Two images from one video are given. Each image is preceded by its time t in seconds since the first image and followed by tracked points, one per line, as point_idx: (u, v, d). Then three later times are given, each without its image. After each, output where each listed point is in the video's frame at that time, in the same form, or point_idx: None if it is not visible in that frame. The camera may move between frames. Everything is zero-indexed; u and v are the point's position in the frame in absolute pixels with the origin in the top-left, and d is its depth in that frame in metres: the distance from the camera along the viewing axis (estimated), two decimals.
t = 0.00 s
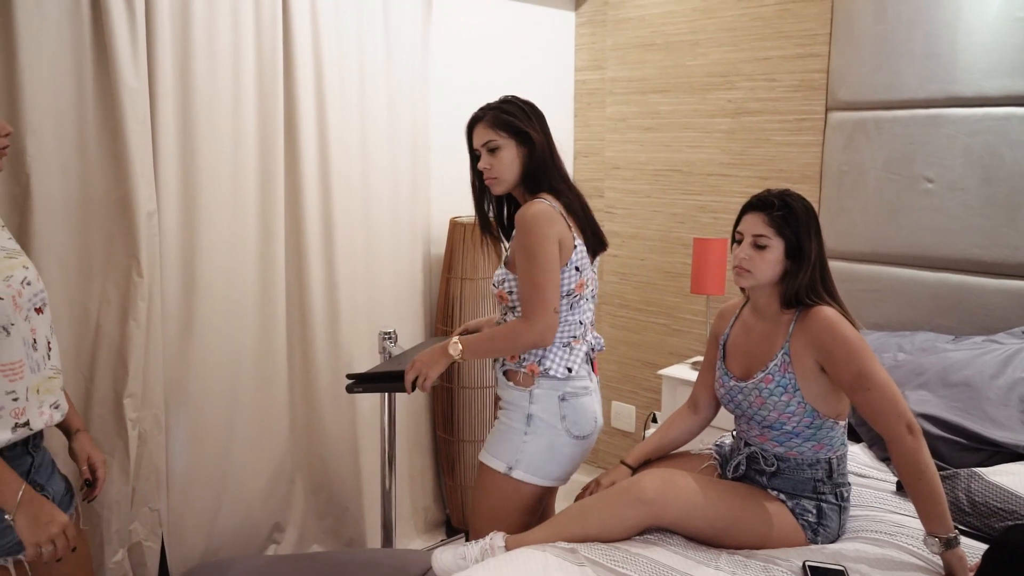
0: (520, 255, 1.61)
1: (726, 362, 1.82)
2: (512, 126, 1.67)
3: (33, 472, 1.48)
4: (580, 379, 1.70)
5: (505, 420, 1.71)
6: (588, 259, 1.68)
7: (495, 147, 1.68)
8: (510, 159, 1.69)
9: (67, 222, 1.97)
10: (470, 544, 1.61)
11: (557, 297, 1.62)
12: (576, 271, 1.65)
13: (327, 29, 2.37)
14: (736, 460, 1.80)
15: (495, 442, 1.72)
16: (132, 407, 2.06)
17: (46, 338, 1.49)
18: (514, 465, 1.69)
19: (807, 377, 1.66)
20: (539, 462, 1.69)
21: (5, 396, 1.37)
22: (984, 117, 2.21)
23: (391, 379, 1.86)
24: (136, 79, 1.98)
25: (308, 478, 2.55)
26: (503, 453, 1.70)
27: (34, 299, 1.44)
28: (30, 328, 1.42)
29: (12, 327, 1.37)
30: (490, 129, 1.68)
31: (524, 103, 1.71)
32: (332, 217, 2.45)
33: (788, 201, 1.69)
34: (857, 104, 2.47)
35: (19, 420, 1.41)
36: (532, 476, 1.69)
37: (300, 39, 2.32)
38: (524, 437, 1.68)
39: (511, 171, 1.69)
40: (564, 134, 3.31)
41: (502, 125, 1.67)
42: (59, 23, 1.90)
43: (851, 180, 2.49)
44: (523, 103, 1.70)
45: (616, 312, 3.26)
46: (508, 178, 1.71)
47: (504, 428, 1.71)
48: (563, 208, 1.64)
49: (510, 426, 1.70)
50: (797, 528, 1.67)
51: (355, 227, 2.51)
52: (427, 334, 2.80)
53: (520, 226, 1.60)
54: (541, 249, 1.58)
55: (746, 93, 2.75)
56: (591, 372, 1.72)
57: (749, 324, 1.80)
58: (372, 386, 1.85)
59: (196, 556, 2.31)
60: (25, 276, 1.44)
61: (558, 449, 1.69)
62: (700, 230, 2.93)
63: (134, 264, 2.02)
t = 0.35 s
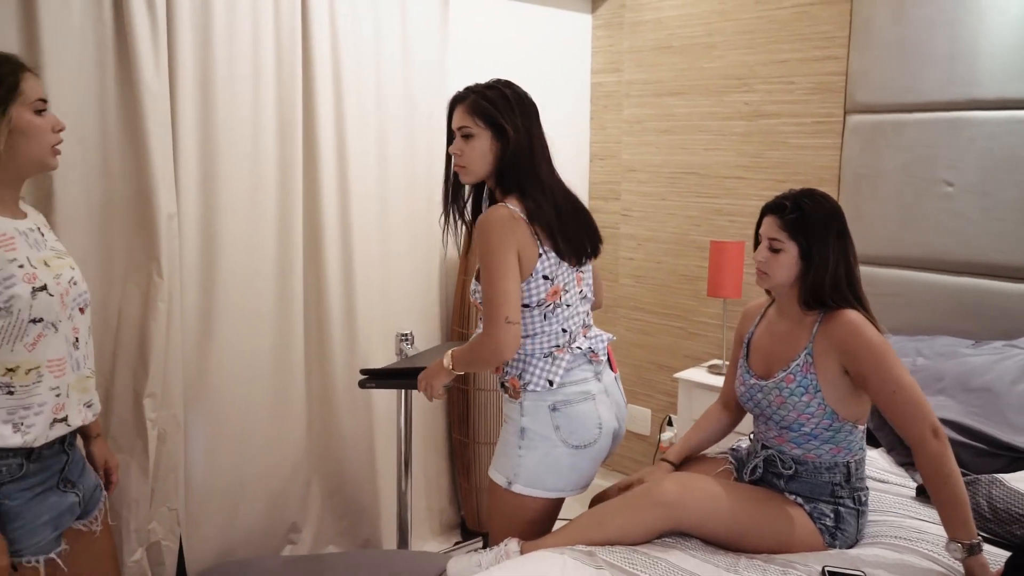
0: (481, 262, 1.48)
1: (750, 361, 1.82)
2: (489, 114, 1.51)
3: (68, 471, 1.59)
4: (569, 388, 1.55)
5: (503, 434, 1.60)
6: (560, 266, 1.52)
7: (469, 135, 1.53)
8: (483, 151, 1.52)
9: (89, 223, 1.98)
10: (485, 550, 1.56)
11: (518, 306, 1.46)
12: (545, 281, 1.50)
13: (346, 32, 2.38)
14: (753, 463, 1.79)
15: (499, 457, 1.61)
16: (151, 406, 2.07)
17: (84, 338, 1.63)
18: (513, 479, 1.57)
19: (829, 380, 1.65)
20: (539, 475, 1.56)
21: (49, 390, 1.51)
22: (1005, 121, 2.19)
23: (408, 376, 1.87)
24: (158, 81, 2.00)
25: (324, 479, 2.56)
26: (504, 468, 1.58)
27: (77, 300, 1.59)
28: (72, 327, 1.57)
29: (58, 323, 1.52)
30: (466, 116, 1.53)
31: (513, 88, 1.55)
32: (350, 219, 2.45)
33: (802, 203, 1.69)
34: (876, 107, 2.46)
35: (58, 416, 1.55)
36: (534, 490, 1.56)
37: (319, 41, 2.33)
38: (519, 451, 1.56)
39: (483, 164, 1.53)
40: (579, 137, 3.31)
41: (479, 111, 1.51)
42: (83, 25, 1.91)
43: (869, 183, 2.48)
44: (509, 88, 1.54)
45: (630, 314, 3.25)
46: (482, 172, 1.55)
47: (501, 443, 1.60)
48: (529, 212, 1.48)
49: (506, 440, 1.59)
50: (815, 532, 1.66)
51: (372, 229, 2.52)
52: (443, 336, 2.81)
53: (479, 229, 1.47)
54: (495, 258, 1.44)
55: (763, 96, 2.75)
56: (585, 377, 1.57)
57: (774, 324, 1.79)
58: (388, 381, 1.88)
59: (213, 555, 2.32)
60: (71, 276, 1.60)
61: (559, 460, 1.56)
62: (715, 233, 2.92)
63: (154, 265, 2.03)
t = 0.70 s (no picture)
0: (502, 260, 1.46)
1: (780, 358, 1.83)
2: (501, 110, 1.49)
3: (122, 453, 1.54)
4: (569, 387, 1.54)
5: (501, 434, 1.58)
6: (573, 267, 1.52)
7: (480, 131, 1.51)
8: (494, 148, 1.51)
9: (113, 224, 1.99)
10: (506, 550, 1.55)
11: (549, 308, 1.46)
12: (560, 282, 1.51)
13: (366, 32, 2.39)
14: (776, 463, 1.78)
15: (497, 458, 1.59)
16: (172, 406, 2.09)
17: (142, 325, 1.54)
18: (510, 479, 1.55)
19: (857, 381, 1.65)
20: (536, 475, 1.53)
21: (123, 376, 1.45)
22: None
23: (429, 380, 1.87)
24: (180, 82, 2.00)
25: (343, 479, 2.56)
26: (502, 468, 1.56)
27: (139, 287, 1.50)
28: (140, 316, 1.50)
29: (132, 315, 1.46)
30: (477, 112, 1.51)
31: (523, 84, 1.53)
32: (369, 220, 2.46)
33: (835, 203, 1.69)
34: (897, 108, 2.44)
35: (127, 402, 1.49)
36: (531, 490, 1.54)
37: (339, 43, 2.34)
38: (516, 450, 1.54)
39: (493, 162, 1.52)
40: (597, 138, 3.30)
41: (490, 107, 1.49)
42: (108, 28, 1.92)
43: (890, 184, 2.46)
44: (519, 84, 1.52)
45: (647, 315, 3.25)
46: (491, 170, 1.53)
47: (500, 442, 1.58)
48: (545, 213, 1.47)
49: (504, 440, 1.57)
50: (837, 534, 1.65)
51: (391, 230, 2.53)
52: (461, 336, 2.81)
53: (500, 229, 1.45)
54: (524, 259, 1.42)
55: (783, 96, 2.73)
56: (583, 376, 1.56)
57: (808, 323, 1.79)
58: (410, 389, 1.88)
59: (232, 554, 2.33)
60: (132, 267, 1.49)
61: (555, 460, 1.53)
62: (734, 234, 2.92)
63: (176, 265, 2.04)
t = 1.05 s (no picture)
0: (509, 257, 1.44)
1: (783, 360, 1.83)
2: (506, 113, 1.48)
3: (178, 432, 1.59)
4: (574, 390, 1.49)
5: (495, 426, 1.50)
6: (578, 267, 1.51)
7: (487, 134, 1.50)
8: (501, 150, 1.50)
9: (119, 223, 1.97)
10: (513, 548, 1.57)
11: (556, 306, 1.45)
12: (566, 279, 1.49)
13: (371, 32, 2.39)
14: (780, 464, 1.78)
15: (479, 448, 1.50)
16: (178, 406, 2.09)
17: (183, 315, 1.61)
18: (499, 472, 1.46)
19: (862, 382, 1.64)
20: (529, 472, 1.46)
21: (182, 355, 1.55)
22: None
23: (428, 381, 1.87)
24: (186, 83, 2.00)
25: (347, 479, 2.56)
26: (487, 459, 1.47)
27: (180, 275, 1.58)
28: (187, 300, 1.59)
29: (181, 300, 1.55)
30: (483, 115, 1.50)
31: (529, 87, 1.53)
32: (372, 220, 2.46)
33: (840, 204, 1.68)
34: (902, 108, 2.44)
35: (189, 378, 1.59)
36: (518, 486, 1.46)
37: (344, 43, 2.34)
38: (514, 446, 1.46)
39: (500, 164, 1.51)
40: (602, 138, 3.30)
41: (496, 110, 1.49)
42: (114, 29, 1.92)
43: (895, 184, 2.46)
44: (526, 87, 1.51)
45: (652, 316, 3.25)
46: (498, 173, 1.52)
47: (493, 433, 1.49)
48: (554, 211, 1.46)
49: (497, 432, 1.49)
50: (841, 535, 1.65)
51: (395, 230, 2.53)
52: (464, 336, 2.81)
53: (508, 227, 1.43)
54: (537, 253, 1.40)
55: (788, 96, 2.73)
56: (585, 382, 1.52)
57: (811, 325, 1.79)
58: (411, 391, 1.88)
59: (237, 554, 2.33)
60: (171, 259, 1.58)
61: (552, 461, 1.46)
62: (738, 234, 2.91)
63: (181, 266, 2.04)
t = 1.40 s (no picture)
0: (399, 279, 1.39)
1: (776, 364, 1.82)
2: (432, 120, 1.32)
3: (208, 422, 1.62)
4: (459, 423, 1.35)
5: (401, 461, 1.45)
6: (472, 295, 1.35)
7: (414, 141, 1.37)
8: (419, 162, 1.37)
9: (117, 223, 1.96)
10: (516, 547, 1.56)
11: (426, 339, 1.36)
12: (451, 310, 1.35)
13: (369, 32, 2.39)
14: (777, 465, 1.79)
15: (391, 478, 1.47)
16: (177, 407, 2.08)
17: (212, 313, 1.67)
18: (390, 509, 1.40)
19: (856, 384, 1.64)
20: (411, 510, 1.38)
21: (213, 348, 1.60)
22: None
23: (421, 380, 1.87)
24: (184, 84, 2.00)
25: (346, 480, 2.56)
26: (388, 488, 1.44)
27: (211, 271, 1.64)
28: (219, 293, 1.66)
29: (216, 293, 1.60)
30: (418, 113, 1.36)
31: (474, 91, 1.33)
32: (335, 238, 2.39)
33: (836, 204, 1.69)
34: (900, 108, 2.44)
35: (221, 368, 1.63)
36: (406, 525, 1.38)
37: (342, 44, 2.34)
38: (402, 479, 1.40)
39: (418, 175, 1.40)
40: (600, 139, 3.30)
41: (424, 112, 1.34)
42: (112, 30, 1.91)
43: (893, 184, 2.46)
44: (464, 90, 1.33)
45: (651, 316, 3.25)
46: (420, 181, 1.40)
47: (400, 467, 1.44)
48: (445, 235, 1.34)
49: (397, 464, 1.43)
50: (839, 535, 1.65)
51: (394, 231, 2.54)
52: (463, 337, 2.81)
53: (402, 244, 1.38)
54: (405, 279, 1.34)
55: (786, 96, 2.73)
56: (481, 414, 1.36)
57: (804, 328, 1.79)
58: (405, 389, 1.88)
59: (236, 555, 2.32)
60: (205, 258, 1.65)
61: (436, 500, 1.36)
62: (737, 235, 2.92)
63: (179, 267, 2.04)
